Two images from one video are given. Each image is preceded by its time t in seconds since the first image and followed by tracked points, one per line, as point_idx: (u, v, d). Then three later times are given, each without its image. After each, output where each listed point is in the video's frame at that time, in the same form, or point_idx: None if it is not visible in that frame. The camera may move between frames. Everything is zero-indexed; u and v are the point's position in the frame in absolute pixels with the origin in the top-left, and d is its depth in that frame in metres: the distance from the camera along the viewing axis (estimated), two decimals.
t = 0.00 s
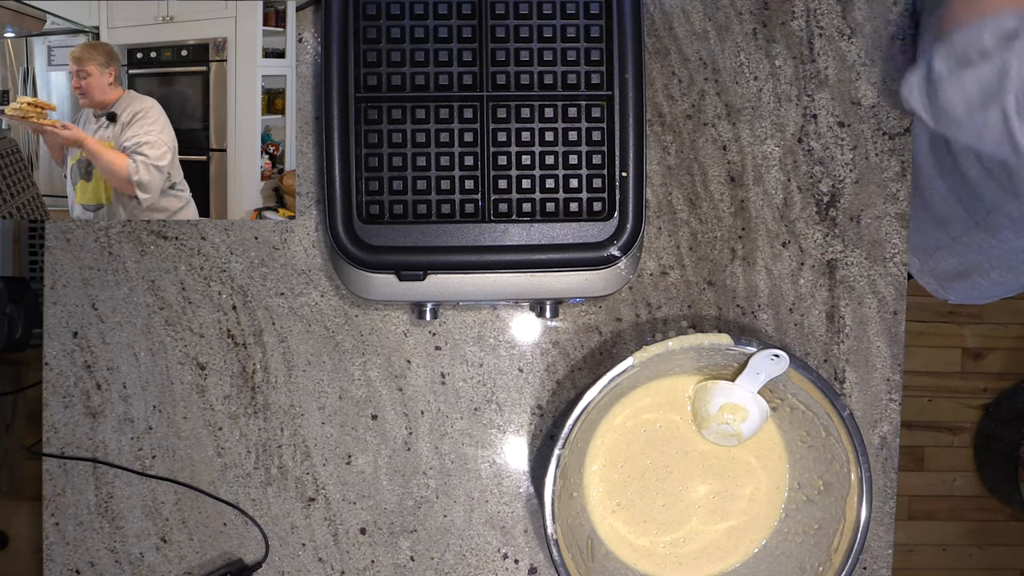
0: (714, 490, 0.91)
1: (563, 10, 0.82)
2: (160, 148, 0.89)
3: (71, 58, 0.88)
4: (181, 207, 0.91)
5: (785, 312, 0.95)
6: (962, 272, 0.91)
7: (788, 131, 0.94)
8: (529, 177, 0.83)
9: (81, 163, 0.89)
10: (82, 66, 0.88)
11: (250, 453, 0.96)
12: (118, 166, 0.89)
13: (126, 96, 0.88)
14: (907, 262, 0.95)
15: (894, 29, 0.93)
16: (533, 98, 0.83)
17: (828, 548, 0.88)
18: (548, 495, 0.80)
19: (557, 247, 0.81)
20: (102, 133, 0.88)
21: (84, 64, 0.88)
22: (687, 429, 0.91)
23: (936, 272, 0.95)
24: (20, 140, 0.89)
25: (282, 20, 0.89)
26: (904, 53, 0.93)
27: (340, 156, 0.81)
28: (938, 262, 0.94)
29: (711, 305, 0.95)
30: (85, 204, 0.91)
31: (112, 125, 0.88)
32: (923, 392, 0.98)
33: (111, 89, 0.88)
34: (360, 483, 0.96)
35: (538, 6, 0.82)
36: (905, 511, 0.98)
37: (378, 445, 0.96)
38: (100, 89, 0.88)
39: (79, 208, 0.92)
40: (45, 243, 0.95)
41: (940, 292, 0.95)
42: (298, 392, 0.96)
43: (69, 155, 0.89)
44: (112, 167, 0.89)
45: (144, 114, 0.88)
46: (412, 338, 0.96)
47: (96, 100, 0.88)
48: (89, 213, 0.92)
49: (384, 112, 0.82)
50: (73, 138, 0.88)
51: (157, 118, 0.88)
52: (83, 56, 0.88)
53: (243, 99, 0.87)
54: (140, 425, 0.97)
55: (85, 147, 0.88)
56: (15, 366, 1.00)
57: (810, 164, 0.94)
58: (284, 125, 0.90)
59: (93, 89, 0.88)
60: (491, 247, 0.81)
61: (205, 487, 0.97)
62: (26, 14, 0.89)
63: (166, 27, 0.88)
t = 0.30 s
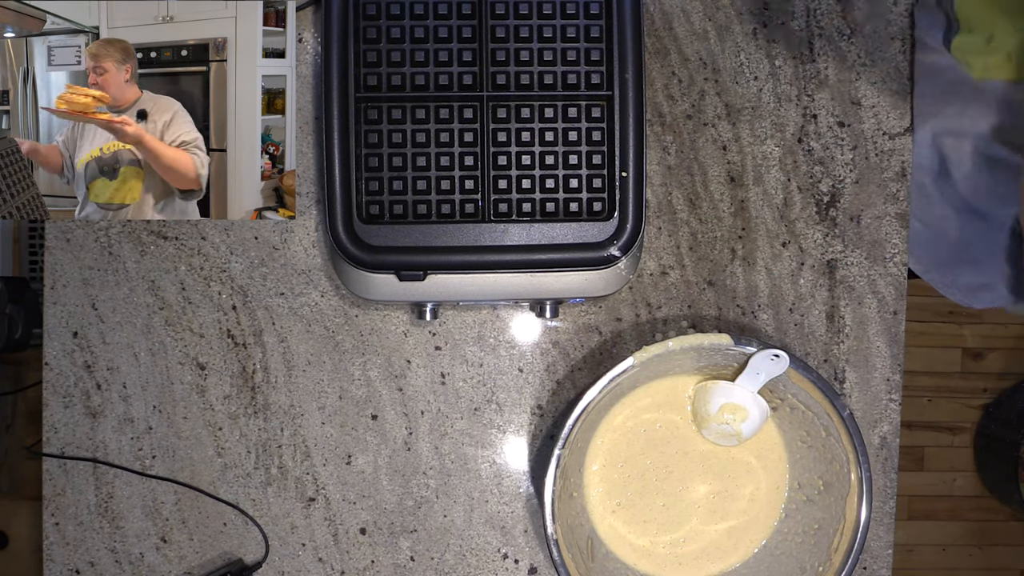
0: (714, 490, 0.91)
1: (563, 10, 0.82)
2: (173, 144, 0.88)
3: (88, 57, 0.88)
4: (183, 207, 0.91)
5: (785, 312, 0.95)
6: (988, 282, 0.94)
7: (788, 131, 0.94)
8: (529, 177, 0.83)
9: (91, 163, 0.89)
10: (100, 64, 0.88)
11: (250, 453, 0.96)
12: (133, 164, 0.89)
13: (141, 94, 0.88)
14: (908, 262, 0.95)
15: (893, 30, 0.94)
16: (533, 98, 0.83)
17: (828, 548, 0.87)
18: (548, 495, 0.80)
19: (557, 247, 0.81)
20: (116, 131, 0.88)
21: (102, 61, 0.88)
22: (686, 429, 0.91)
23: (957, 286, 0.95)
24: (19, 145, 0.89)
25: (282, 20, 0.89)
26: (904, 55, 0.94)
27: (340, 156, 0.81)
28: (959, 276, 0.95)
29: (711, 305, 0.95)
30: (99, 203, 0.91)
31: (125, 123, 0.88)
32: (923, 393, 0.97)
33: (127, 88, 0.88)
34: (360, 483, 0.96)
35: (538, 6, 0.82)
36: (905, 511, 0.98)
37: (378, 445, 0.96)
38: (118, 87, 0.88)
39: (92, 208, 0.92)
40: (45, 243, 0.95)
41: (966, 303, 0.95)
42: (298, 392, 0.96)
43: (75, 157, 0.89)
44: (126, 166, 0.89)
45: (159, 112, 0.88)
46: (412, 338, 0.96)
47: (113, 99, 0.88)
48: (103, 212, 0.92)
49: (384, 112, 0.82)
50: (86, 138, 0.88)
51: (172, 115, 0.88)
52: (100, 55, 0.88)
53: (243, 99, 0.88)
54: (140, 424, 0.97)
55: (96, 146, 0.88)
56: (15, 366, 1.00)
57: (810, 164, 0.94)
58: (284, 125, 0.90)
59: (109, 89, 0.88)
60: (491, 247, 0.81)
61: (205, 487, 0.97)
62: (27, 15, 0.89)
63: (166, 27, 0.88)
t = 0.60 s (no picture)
0: (714, 490, 0.91)
1: (563, 10, 0.81)
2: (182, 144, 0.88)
3: (102, 59, 0.88)
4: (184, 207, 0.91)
5: (785, 312, 0.95)
6: (1011, 301, 0.91)
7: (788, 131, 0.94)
8: (529, 177, 0.83)
9: (102, 165, 0.89)
10: (115, 65, 0.88)
11: (250, 453, 0.96)
12: (143, 165, 0.89)
13: (153, 96, 0.88)
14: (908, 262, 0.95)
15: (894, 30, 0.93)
16: (533, 98, 0.82)
17: (828, 548, 0.87)
18: (548, 495, 0.80)
19: (557, 247, 0.81)
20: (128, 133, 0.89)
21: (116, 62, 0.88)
22: (687, 429, 0.90)
23: (980, 305, 0.91)
24: (22, 150, 0.89)
25: (282, 19, 0.89)
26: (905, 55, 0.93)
27: (340, 156, 0.81)
28: (981, 297, 0.90)
29: (711, 305, 0.95)
30: (111, 205, 0.92)
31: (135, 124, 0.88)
32: (923, 392, 0.97)
33: (142, 89, 0.88)
34: (360, 483, 0.96)
35: (538, 7, 0.82)
36: (905, 511, 0.99)
37: (378, 445, 0.96)
38: (133, 88, 0.88)
39: (104, 210, 0.93)
40: (45, 243, 0.95)
41: (987, 321, 0.91)
42: (298, 392, 0.96)
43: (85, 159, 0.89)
44: (137, 167, 0.90)
45: (170, 112, 0.88)
46: (412, 338, 0.96)
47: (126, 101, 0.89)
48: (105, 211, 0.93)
49: (384, 112, 0.82)
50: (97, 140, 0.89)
51: (183, 115, 0.88)
52: (113, 57, 0.88)
53: (243, 99, 0.88)
54: (140, 424, 0.97)
55: (106, 148, 0.89)
56: (15, 366, 1.00)
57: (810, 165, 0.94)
58: (284, 125, 0.90)
59: (121, 91, 0.88)
60: (491, 247, 0.81)
61: (205, 487, 0.97)
62: (26, 14, 0.89)
63: (166, 27, 0.88)
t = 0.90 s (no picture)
0: (714, 490, 0.91)
1: (563, 10, 0.81)
2: (185, 144, 0.88)
3: (107, 60, 0.88)
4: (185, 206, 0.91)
5: (785, 312, 0.95)
6: (1016, 311, 0.91)
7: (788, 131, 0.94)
8: (529, 177, 0.83)
9: (103, 165, 0.89)
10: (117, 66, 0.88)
11: (250, 453, 0.96)
12: (145, 166, 0.89)
13: (156, 96, 0.88)
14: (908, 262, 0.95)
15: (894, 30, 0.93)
16: (533, 98, 0.82)
17: (828, 548, 0.87)
18: (548, 495, 0.80)
19: (557, 247, 0.81)
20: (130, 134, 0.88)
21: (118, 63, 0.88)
22: (687, 429, 0.90)
23: (986, 313, 0.92)
24: (24, 151, 0.89)
25: (282, 19, 0.89)
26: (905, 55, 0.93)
27: (340, 156, 0.81)
28: (985, 305, 0.92)
29: (711, 305, 0.95)
30: (114, 207, 0.92)
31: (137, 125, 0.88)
32: (923, 393, 0.97)
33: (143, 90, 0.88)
34: (360, 483, 0.96)
35: (538, 7, 0.82)
36: (905, 511, 0.98)
37: (378, 445, 0.96)
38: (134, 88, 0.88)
39: (106, 211, 0.92)
40: (45, 243, 0.95)
41: (993, 329, 0.93)
42: (298, 392, 0.96)
43: (87, 160, 0.89)
44: (138, 168, 0.89)
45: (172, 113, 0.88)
46: (412, 338, 0.95)
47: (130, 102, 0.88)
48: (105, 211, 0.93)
49: (384, 112, 0.82)
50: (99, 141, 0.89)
51: (185, 115, 0.88)
52: (118, 58, 0.88)
53: (243, 100, 0.88)
54: (140, 424, 0.97)
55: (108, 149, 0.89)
56: (15, 367, 1.00)
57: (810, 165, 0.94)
58: (284, 125, 0.90)
59: (126, 92, 0.88)
60: (491, 247, 0.81)
61: (205, 487, 0.97)
62: (26, 14, 0.89)
63: (166, 27, 0.88)
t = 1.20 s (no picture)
0: (714, 490, 0.91)
1: (563, 10, 0.81)
2: (183, 144, 0.88)
3: (103, 62, 0.88)
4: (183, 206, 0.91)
5: (785, 313, 0.95)
6: (1017, 309, 0.91)
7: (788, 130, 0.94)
8: (529, 177, 0.83)
9: (101, 166, 0.89)
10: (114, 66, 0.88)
11: (250, 453, 0.96)
12: (142, 165, 0.89)
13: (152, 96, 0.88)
14: (908, 263, 0.95)
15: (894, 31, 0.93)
16: (533, 98, 0.82)
17: (828, 548, 0.87)
18: (548, 495, 0.80)
19: (557, 247, 0.81)
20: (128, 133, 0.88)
21: (116, 63, 0.88)
22: (687, 429, 0.90)
23: (987, 312, 0.92)
24: (22, 153, 0.89)
25: (282, 19, 0.89)
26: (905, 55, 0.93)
27: (340, 156, 0.81)
28: (987, 303, 0.92)
29: (711, 305, 0.95)
30: (113, 207, 0.92)
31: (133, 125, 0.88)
32: (923, 393, 0.97)
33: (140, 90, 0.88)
34: (360, 483, 0.96)
35: (538, 6, 0.82)
36: (905, 511, 0.98)
37: (378, 445, 0.96)
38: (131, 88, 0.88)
39: (106, 212, 0.92)
40: (45, 243, 0.95)
41: (994, 328, 0.93)
42: (298, 392, 0.96)
43: (85, 161, 0.89)
44: (137, 167, 0.89)
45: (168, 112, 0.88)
46: (412, 338, 0.95)
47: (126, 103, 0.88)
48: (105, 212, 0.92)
49: (384, 112, 0.82)
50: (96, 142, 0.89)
51: (182, 114, 0.88)
52: (114, 60, 0.88)
53: (243, 100, 0.88)
54: (140, 424, 0.97)
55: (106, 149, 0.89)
56: (15, 367, 1.00)
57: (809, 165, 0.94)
58: (284, 125, 0.90)
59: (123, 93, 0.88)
60: (491, 247, 0.81)
61: (205, 487, 0.97)
62: (26, 14, 0.89)
63: (166, 27, 0.88)
